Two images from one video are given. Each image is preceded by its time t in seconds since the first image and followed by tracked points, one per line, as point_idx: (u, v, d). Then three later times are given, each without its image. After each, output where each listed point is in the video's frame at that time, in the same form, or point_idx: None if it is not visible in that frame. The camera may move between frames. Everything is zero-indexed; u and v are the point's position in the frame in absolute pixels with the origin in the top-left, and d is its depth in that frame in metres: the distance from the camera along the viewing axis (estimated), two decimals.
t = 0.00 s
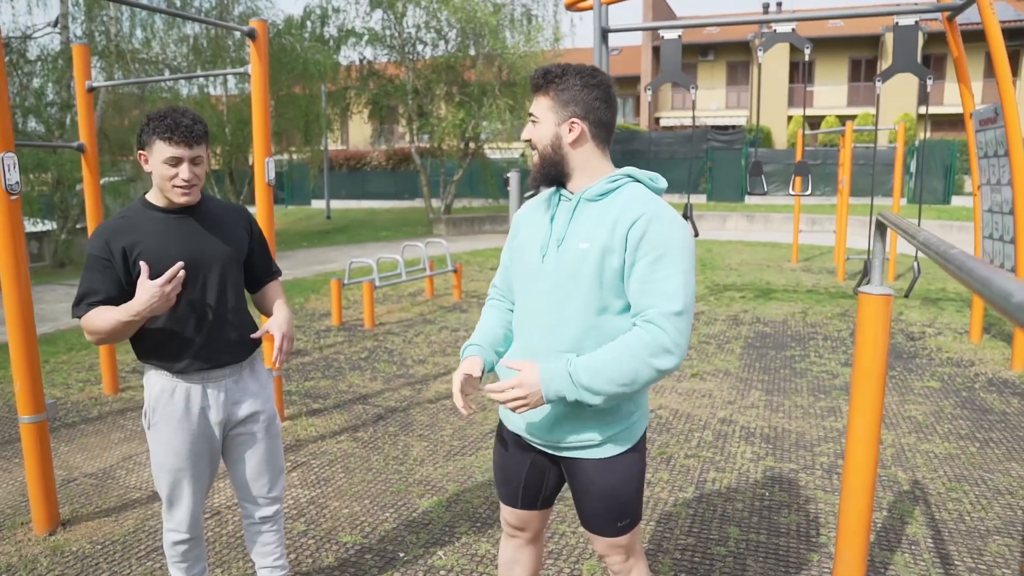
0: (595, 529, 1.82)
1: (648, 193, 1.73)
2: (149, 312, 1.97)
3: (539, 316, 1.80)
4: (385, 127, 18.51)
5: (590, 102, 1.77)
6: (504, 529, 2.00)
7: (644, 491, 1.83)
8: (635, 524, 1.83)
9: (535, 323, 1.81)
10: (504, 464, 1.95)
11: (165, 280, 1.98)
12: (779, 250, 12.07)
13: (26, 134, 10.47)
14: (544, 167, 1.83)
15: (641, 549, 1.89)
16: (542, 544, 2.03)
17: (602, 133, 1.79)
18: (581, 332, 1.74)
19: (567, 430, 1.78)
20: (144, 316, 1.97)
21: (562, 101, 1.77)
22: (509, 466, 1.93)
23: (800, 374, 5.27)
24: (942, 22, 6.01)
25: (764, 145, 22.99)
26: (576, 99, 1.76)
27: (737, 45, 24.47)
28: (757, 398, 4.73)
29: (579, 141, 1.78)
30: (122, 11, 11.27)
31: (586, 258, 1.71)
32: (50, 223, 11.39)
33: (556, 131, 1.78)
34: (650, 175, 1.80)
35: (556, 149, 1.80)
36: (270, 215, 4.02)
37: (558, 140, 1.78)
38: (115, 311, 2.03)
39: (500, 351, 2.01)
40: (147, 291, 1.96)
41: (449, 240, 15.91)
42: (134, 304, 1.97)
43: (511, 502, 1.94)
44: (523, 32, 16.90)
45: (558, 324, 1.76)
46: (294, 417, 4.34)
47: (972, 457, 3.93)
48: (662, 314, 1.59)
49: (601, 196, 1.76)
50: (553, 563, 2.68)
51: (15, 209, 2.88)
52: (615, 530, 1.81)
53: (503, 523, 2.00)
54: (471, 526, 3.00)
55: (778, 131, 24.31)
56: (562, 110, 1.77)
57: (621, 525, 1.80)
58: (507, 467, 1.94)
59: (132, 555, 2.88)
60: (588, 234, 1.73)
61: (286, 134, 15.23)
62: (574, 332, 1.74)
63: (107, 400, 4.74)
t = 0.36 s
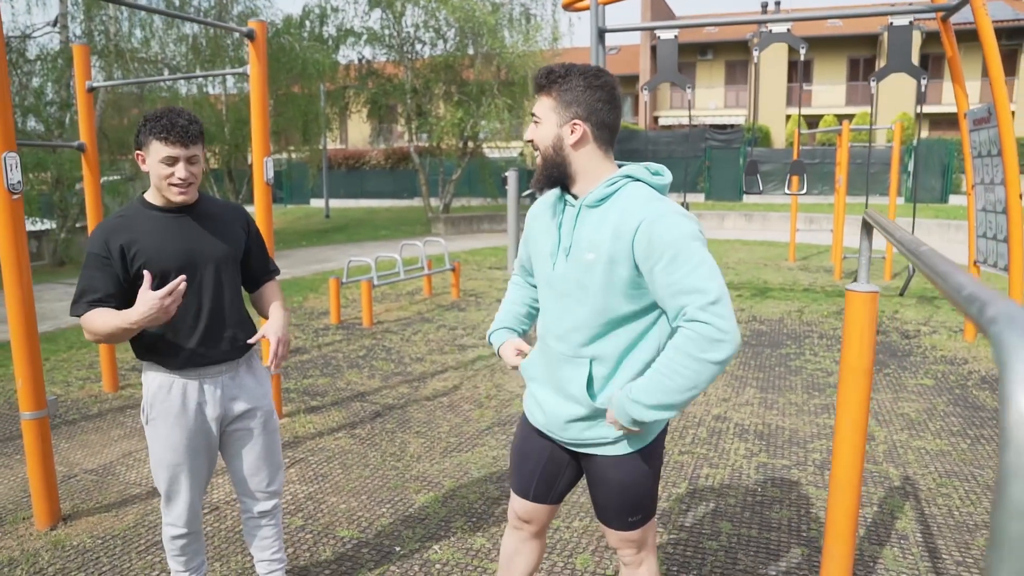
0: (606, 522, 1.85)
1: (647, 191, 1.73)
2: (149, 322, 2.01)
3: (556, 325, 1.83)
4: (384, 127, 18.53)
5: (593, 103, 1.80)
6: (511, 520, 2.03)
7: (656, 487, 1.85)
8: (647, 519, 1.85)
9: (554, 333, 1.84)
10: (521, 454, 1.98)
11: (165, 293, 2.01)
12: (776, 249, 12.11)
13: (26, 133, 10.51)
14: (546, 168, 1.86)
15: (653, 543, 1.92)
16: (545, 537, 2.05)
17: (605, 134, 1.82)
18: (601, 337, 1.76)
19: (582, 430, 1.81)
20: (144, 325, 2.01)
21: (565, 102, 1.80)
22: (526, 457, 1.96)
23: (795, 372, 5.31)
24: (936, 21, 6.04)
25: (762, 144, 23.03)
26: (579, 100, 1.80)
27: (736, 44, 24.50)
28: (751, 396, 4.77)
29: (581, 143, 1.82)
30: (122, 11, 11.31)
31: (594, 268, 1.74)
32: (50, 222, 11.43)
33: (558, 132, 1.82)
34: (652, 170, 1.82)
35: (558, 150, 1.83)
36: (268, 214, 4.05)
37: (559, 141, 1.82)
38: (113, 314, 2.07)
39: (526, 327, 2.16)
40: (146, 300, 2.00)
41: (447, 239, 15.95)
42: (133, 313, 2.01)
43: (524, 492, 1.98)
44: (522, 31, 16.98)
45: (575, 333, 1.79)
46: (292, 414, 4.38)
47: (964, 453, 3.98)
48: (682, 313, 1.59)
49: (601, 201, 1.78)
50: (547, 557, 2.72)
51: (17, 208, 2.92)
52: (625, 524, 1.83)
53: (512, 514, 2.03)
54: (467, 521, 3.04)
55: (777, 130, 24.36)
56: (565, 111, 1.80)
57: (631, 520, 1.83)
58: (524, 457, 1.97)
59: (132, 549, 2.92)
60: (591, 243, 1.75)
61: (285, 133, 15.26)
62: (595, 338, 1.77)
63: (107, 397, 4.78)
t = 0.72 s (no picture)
0: (583, 525, 1.85)
1: (625, 205, 1.74)
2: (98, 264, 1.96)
3: (526, 333, 1.84)
4: (385, 131, 18.58)
5: (572, 114, 1.79)
6: (495, 522, 2.04)
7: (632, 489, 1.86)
8: (623, 521, 1.86)
9: (523, 341, 1.85)
10: (500, 459, 1.99)
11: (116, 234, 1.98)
12: (777, 254, 12.09)
13: (30, 138, 10.54)
14: (525, 176, 1.86)
15: (631, 546, 1.92)
16: (531, 540, 2.05)
17: (583, 144, 1.82)
18: (568, 349, 1.78)
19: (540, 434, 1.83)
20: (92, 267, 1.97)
21: (543, 111, 1.79)
22: (505, 462, 1.97)
23: (793, 377, 5.29)
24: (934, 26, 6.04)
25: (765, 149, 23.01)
26: (557, 110, 1.79)
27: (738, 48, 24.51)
28: (748, 401, 4.76)
29: (559, 152, 1.82)
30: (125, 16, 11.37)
31: (568, 279, 1.74)
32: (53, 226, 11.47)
33: (537, 141, 1.81)
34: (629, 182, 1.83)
35: (536, 160, 1.83)
36: (264, 218, 4.06)
37: (537, 151, 1.82)
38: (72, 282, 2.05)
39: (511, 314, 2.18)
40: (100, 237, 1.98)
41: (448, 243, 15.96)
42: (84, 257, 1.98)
43: (504, 496, 1.98)
44: (523, 36, 17.10)
45: (544, 342, 1.80)
46: (288, 419, 4.38)
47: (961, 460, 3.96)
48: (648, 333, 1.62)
49: (578, 212, 1.78)
50: (538, 563, 2.71)
51: (13, 213, 2.92)
52: (600, 527, 1.83)
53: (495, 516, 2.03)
54: (459, 527, 3.03)
55: (779, 135, 24.34)
56: (543, 121, 1.79)
57: (607, 522, 1.83)
58: (502, 461, 1.98)
59: (124, 553, 2.92)
60: (567, 255, 1.75)
61: (287, 138, 15.27)
62: (562, 350, 1.79)
63: (104, 402, 4.78)
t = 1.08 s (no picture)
0: (557, 528, 1.91)
1: (593, 215, 1.85)
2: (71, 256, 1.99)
3: (489, 332, 1.93)
4: (397, 139, 18.67)
5: (539, 126, 1.92)
6: (487, 529, 2.11)
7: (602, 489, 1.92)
8: (596, 522, 1.92)
9: (485, 338, 1.94)
10: (475, 468, 2.06)
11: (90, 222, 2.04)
12: (788, 262, 12.02)
13: (45, 146, 10.65)
14: (496, 187, 1.97)
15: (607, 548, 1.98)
16: (524, 544, 2.14)
17: (550, 156, 1.94)
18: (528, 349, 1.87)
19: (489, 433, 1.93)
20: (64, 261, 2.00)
21: (512, 125, 1.92)
22: (480, 470, 2.04)
23: (801, 387, 5.25)
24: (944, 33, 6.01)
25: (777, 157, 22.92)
26: (525, 122, 1.92)
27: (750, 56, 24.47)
28: (756, 410, 4.72)
29: (528, 163, 1.93)
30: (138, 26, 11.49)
31: (534, 282, 1.84)
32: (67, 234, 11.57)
33: (507, 153, 1.93)
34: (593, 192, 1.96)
35: (506, 170, 1.94)
36: (270, 225, 4.09)
37: (508, 162, 1.93)
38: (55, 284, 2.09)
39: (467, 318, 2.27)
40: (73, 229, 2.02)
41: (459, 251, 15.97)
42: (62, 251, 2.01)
43: (487, 502, 2.06)
44: (533, 44, 17.25)
45: (506, 341, 1.89)
46: (293, 426, 4.39)
47: (972, 472, 3.91)
48: (601, 339, 1.75)
49: (548, 220, 1.88)
50: (539, 573, 2.69)
51: (20, 220, 2.93)
52: (576, 528, 1.90)
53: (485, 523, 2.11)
54: (460, 535, 3.02)
55: (791, 142, 24.25)
56: (512, 134, 1.92)
57: (581, 523, 1.90)
58: (479, 470, 2.05)
59: (127, 559, 2.93)
60: (535, 259, 1.85)
61: (299, 146, 15.36)
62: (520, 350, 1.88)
63: (112, 408, 4.81)
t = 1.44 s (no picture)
0: (556, 537, 1.90)
1: (589, 216, 1.86)
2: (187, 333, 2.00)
3: (491, 336, 1.94)
4: (417, 144, 18.77)
5: (536, 132, 1.93)
6: (494, 535, 2.11)
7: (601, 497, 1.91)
8: (595, 531, 1.91)
9: (487, 343, 1.95)
10: (479, 473, 2.06)
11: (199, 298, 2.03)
12: (811, 268, 11.88)
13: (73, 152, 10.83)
14: (495, 194, 1.97)
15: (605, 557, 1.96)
16: (533, 550, 2.12)
17: (547, 161, 1.95)
18: (525, 352, 1.87)
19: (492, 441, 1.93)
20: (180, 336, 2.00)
21: (510, 131, 1.93)
22: (484, 476, 2.04)
23: (822, 395, 5.18)
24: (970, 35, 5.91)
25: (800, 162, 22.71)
26: (522, 129, 1.93)
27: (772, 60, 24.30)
28: (775, 418, 4.66)
29: (526, 169, 1.94)
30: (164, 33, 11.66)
31: (530, 283, 1.85)
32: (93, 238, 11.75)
33: (505, 159, 1.94)
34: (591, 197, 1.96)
35: (505, 176, 1.95)
36: (288, 230, 4.12)
37: (506, 168, 1.94)
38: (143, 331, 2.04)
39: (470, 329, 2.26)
40: (187, 308, 2.01)
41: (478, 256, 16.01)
42: (180, 325, 2.00)
43: (492, 507, 2.06)
44: (554, 49, 17.25)
45: (505, 345, 1.90)
46: (310, 430, 4.41)
47: (998, 484, 3.82)
48: (592, 338, 1.76)
49: (544, 223, 1.89)
50: None
51: (41, 225, 2.95)
52: (572, 536, 1.88)
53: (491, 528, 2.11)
54: (474, 542, 3.01)
55: (814, 147, 24.01)
56: (510, 140, 1.93)
57: (579, 531, 1.88)
58: (481, 474, 2.05)
59: (143, 561, 2.95)
60: (531, 260, 1.86)
61: (320, 151, 15.49)
62: (517, 354, 1.88)
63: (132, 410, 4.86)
